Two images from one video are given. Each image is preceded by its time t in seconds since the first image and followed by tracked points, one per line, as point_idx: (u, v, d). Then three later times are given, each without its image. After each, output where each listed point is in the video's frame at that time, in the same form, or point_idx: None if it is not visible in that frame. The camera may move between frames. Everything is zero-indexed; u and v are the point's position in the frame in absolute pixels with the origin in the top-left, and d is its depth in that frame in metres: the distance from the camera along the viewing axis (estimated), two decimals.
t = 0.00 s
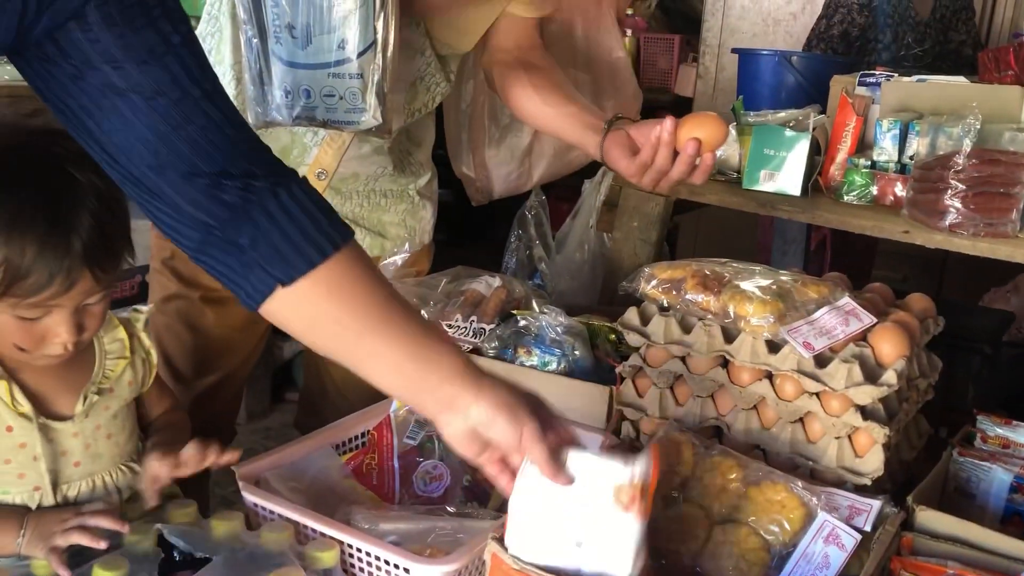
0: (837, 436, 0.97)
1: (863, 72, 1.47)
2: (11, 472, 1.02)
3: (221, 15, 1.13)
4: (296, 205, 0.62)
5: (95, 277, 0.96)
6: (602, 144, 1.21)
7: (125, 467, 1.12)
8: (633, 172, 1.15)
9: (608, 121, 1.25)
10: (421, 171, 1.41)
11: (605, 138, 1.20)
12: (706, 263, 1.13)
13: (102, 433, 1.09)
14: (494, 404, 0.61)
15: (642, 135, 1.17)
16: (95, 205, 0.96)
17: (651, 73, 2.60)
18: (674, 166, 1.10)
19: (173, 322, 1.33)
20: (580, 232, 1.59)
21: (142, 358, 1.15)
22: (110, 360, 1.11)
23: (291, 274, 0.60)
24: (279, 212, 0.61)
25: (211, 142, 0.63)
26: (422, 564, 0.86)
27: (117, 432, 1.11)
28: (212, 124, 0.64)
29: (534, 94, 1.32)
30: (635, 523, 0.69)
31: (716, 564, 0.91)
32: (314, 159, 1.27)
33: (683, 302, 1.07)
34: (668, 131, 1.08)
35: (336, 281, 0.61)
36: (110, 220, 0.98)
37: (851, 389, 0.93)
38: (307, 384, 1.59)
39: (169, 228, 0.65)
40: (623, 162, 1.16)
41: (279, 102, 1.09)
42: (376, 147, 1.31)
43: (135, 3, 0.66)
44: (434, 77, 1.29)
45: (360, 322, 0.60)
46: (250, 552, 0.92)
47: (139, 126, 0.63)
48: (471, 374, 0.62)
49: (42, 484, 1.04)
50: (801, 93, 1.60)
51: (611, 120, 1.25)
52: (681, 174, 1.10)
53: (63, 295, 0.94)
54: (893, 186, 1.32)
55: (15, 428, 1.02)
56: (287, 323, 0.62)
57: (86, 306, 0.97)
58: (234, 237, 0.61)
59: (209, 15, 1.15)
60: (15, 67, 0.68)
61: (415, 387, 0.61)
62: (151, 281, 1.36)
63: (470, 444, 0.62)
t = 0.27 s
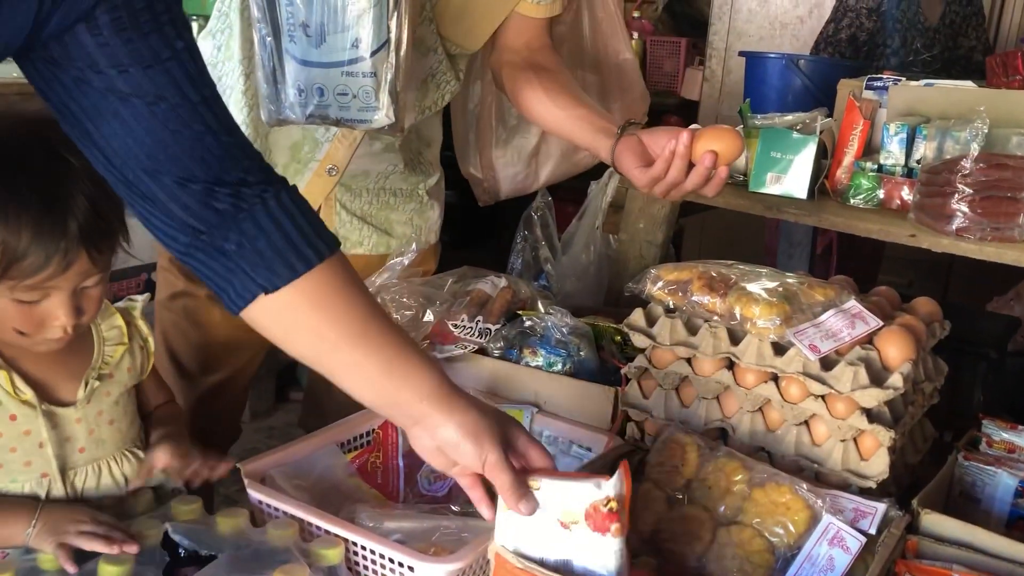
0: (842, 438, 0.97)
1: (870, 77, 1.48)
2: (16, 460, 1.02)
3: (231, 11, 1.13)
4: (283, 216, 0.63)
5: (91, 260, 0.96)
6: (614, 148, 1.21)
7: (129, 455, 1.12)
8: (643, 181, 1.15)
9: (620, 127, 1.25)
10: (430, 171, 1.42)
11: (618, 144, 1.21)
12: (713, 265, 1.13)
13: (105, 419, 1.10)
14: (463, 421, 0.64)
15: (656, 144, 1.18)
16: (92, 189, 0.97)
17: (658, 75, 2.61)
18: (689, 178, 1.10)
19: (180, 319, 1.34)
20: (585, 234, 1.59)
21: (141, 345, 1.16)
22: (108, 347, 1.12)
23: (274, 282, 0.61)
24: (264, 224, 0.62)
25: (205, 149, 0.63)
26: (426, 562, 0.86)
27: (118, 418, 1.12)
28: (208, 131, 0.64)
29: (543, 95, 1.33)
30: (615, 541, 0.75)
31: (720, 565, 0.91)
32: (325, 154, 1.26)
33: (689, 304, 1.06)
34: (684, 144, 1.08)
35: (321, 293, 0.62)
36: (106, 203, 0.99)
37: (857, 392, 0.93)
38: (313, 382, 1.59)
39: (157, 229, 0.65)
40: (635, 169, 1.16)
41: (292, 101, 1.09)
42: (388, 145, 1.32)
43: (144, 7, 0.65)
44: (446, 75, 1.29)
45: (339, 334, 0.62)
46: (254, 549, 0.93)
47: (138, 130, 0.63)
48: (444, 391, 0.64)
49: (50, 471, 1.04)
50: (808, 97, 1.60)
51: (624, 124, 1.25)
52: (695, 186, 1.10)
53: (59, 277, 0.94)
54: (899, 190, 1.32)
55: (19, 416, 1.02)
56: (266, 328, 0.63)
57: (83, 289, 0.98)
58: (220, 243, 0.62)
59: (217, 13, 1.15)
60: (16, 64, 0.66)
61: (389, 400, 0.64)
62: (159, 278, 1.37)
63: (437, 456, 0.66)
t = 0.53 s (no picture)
0: (844, 441, 0.97)
1: (874, 81, 1.49)
2: (16, 452, 1.03)
3: (239, 13, 1.14)
4: (286, 210, 0.63)
5: (86, 251, 0.96)
6: (617, 146, 1.22)
7: (127, 447, 1.13)
8: (644, 176, 1.15)
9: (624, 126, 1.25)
10: (435, 170, 1.42)
11: (620, 142, 1.21)
12: (716, 266, 1.13)
13: (103, 412, 1.10)
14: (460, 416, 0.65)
15: (657, 143, 1.19)
16: (85, 181, 0.97)
17: (660, 78, 2.63)
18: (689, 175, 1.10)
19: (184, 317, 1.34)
20: (588, 235, 1.59)
21: (137, 338, 1.16)
22: (105, 341, 1.12)
23: (277, 276, 0.62)
24: (265, 216, 0.62)
25: (205, 143, 0.63)
26: (428, 561, 0.86)
27: (117, 412, 1.12)
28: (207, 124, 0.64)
29: (547, 96, 1.33)
30: (614, 531, 0.75)
31: (720, 567, 0.91)
32: (333, 155, 1.26)
33: (692, 306, 1.07)
34: (687, 142, 1.09)
35: (322, 288, 0.62)
36: (103, 199, 0.99)
37: (859, 395, 0.93)
38: (315, 382, 1.59)
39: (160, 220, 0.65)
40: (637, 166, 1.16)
41: (302, 101, 1.09)
42: (395, 144, 1.33)
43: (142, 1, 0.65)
44: (452, 76, 1.29)
45: (341, 327, 0.62)
46: (255, 548, 0.92)
47: (138, 124, 0.63)
48: (443, 385, 0.65)
49: (49, 463, 1.05)
50: (812, 100, 1.60)
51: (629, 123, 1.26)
52: (696, 184, 1.11)
53: (55, 268, 0.93)
54: (903, 194, 1.32)
55: (16, 407, 1.02)
56: (269, 320, 0.64)
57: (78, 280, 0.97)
58: (224, 237, 0.62)
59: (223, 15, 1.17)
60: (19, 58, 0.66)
61: (390, 392, 0.65)
62: (163, 277, 1.37)
63: (434, 448, 0.67)
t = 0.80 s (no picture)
0: (846, 442, 0.97)
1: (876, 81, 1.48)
2: (18, 445, 1.02)
3: (241, 12, 1.15)
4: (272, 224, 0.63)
5: (92, 251, 0.96)
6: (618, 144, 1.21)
7: (127, 438, 1.13)
8: (646, 175, 1.15)
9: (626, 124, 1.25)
10: (436, 169, 1.42)
11: (621, 141, 1.21)
12: (718, 267, 1.13)
13: (103, 404, 1.10)
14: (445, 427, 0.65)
15: (659, 140, 1.19)
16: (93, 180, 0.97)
17: (663, 78, 2.65)
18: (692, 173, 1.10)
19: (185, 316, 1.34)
20: (590, 235, 1.59)
21: (132, 327, 1.17)
22: (102, 330, 1.13)
23: (261, 288, 0.62)
24: (249, 230, 0.62)
25: (191, 152, 0.63)
26: (427, 562, 0.86)
27: (117, 404, 1.12)
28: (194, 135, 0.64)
29: (549, 96, 1.33)
30: (605, 512, 0.73)
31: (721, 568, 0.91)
32: (334, 155, 1.26)
33: (693, 306, 1.07)
34: (689, 139, 1.09)
35: (305, 301, 0.62)
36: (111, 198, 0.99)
37: (861, 395, 0.92)
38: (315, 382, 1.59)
39: (141, 231, 0.64)
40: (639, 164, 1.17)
41: (304, 101, 1.09)
42: (397, 144, 1.32)
43: (130, 7, 0.64)
44: (454, 75, 1.29)
45: (324, 338, 0.62)
46: (256, 548, 0.92)
47: (123, 132, 0.62)
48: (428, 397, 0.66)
49: (50, 455, 1.05)
50: (813, 100, 1.60)
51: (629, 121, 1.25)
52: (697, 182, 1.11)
53: (62, 268, 0.94)
54: (905, 194, 1.31)
55: (18, 399, 1.02)
56: (252, 335, 0.64)
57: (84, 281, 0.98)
58: (207, 249, 0.62)
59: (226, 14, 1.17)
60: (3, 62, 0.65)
61: (374, 405, 0.64)
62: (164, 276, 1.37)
63: (420, 461, 0.67)
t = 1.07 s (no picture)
0: (847, 440, 0.97)
1: (877, 79, 1.48)
2: (20, 445, 1.03)
3: (240, 13, 1.15)
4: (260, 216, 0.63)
5: (94, 257, 0.97)
6: (618, 140, 1.21)
7: (129, 437, 1.12)
8: (647, 170, 1.15)
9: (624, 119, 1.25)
10: (436, 167, 1.42)
11: (621, 136, 1.21)
12: (719, 265, 1.13)
13: (104, 403, 1.10)
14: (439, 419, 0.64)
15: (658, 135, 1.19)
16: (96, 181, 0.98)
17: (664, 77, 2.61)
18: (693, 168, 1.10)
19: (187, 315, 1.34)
20: (591, 235, 1.59)
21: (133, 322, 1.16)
22: (104, 328, 1.12)
23: (253, 284, 0.61)
24: (240, 222, 0.62)
25: (182, 152, 0.63)
26: (429, 561, 0.86)
27: (118, 402, 1.12)
28: (181, 134, 0.64)
29: (549, 94, 1.32)
30: (602, 494, 0.72)
31: (723, 566, 0.91)
32: (334, 154, 1.26)
33: (695, 304, 1.06)
34: (687, 133, 1.09)
35: (296, 293, 0.62)
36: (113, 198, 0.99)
37: (862, 394, 0.92)
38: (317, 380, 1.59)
39: (131, 233, 0.64)
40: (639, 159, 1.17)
41: (301, 100, 1.10)
42: (397, 142, 1.32)
43: (123, 10, 0.65)
44: (453, 73, 1.29)
45: (315, 332, 0.62)
46: (257, 549, 0.93)
47: (114, 132, 0.62)
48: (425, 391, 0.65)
49: (51, 455, 1.05)
50: (814, 98, 1.60)
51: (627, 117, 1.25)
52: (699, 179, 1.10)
53: (64, 272, 0.95)
54: (906, 192, 1.31)
55: (19, 399, 1.02)
56: (246, 336, 0.63)
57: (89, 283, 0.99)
58: (199, 246, 0.62)
59: (227, 15, 1.18)
60: None
61: (368, 400, 0.64)
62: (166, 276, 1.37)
63: (417, 456, 0.66)
